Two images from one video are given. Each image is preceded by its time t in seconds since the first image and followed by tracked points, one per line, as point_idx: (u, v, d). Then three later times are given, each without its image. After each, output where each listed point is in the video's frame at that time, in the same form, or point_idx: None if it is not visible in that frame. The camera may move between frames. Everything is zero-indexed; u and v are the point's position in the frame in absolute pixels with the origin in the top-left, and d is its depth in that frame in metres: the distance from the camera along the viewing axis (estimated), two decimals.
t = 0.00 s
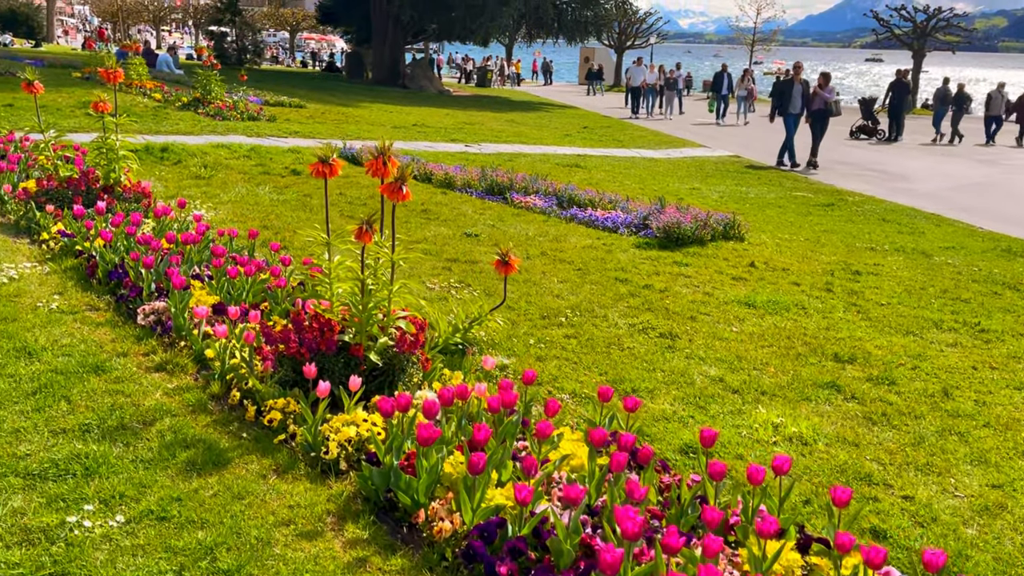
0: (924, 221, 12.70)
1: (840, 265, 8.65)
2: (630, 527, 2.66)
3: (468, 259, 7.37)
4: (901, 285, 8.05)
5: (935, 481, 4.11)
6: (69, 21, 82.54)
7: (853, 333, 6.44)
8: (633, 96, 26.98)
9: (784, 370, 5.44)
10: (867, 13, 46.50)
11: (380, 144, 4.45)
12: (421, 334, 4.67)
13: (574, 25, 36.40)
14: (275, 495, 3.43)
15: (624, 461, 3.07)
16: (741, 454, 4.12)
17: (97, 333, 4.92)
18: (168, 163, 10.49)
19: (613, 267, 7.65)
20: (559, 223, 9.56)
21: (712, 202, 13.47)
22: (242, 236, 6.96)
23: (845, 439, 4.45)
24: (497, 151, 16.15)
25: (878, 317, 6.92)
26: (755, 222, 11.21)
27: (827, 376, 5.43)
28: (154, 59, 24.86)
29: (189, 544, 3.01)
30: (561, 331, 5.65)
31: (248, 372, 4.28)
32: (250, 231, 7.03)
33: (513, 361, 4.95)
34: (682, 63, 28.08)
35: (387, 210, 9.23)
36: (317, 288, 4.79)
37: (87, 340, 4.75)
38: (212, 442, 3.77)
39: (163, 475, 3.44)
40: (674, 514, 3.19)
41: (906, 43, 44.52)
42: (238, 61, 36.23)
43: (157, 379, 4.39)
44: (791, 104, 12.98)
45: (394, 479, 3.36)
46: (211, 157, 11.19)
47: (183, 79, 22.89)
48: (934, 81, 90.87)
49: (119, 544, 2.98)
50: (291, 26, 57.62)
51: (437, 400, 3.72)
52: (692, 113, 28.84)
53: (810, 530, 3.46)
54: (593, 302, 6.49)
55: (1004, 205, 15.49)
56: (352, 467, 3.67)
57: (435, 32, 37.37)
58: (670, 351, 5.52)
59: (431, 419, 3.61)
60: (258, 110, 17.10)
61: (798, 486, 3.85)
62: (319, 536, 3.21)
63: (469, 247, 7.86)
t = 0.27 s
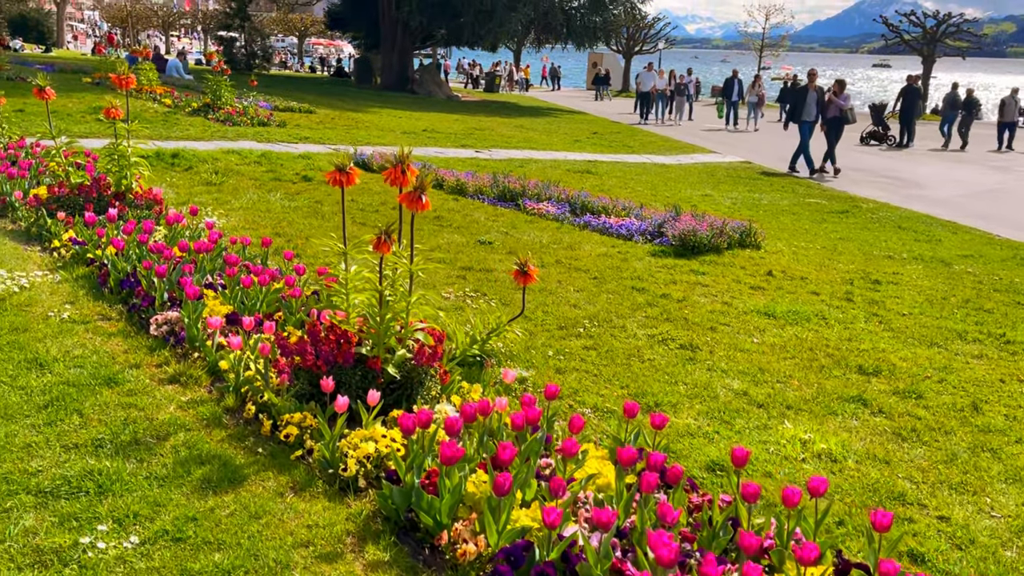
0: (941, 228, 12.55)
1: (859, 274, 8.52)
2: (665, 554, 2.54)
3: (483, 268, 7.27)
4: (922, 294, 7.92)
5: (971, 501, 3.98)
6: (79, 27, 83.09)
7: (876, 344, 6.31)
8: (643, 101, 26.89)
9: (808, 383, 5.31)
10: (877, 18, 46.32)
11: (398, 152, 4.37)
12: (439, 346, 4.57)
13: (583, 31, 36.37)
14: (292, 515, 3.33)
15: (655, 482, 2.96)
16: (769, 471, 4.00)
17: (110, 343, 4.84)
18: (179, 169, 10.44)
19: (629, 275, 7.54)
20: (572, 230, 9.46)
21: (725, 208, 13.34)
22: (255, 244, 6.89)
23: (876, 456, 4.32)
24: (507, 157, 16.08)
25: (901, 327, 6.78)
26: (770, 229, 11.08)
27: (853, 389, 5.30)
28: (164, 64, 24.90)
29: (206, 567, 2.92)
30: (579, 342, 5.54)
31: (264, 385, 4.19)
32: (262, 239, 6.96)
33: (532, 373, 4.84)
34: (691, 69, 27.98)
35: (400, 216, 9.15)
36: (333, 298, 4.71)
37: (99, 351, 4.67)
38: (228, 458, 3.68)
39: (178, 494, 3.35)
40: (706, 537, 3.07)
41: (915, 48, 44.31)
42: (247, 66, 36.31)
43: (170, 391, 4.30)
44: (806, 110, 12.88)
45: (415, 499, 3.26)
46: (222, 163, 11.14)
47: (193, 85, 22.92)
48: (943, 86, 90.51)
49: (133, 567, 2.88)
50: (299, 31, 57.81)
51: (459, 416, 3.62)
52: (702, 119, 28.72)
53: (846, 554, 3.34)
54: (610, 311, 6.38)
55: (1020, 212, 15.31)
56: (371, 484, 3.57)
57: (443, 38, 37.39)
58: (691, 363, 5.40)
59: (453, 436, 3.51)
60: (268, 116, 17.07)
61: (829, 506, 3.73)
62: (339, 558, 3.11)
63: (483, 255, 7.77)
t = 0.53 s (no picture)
0: (960, 237, 12.38)
1: (881, 285, 8.37)
2: None
3: (500, 279, 7.16)
4: (947, 306, 7.76)
5: (1014, 526, 3.83)
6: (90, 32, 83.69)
7: (904, 358, 6.17)
8: (654, 108, 26.78)
9: (838, 400, 5.17)
10: (888, 24, 46.08)
11: (420, 164, 4.28)
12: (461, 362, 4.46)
13: (594, 37, 36.32)
14: (315, 540, 3.23)
15: (692, 510, 2.83)
16: (803, 494, 3.87)
17: (125, 357, 4.75)
18: (191, 176, 10.39)
19: (648, 287, 7.42)
20: (588, 239, 9.35)
21: (740, 216, 13.21)
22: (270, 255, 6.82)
23: (912, 478, 4.18)
24: (519, 164, 15.99)
25: (928, 341, 6.63)
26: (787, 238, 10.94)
27: (884, 407, 5.15)
28: (175, 70, 24.95)
29: None
30: (601, 357, 5.42)
31: (283, 402, 4.09)
32: (277, 250, 6.89)
33: (555, 390, 4.71)
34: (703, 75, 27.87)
35: (414, 225, 9.05)
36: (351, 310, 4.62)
37: (115, 366, 4.58)
38: (247, 479, 3.58)
39: (197, 518, 3.25)
40: (745, 566, 2.93)
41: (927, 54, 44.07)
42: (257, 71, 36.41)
43: (187, 408, 4.21)
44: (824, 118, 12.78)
45: (442, 525, 3.14)
46: (234, 170, 11.08)
47: (205, 90, 22.96)
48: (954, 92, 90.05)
49: None
50: (309, 36, 58.02)
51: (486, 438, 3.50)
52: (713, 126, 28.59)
53: None
54: (631, 324, 6.25)
55: None
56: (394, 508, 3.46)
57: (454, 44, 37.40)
58: (717, 379, 5.27)
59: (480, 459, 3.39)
60: (279, 122, 17.05)
61: (868, 533, 3.59)
62: None
63: (499, 266, 7.66)
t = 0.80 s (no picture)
0: (975, 245, 12.25)
1: (900, 295, 8.25)
2: None
3: (514, 289, 7.07)
4: (968, 317, 7.63)
5: None
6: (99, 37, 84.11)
7: (927, 371, 6.04)
8: (663, 113, 26.69)
9: (862, 414, 5.06)
10: (897, 29, 45.91)
11: (439, 174, 4.21)
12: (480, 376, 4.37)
13: (602, 42, 36.27)
14: (334, 562, 3.14)
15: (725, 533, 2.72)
16: (832, 515, 3.76)
17: (137, 369, 4.68)
18: (202, 183, 10.33)
19: (664, 296, 7.32)
20: (601, 247, 9.25)
21: (752, 223, 13.09)
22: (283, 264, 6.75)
23: (943, 497, 4.07)
24: (528, 170, 15.93)
25: (951, 353, 6.50)
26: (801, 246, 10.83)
27: (911, 422, 5.03)
28: (184, 75, 24.99)
29: None
30: (619, 370, 5.31)
31: (298, 417, 4.01)
32: (290, 259, 6.82)
33: (575, 404, 4.61)
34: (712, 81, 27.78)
35: (425, 233, 8.98)
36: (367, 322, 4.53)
37: (127, 378, 4.51)
38: (263, 498, 3.49)
39: (213, 539, 3.16)
40: None
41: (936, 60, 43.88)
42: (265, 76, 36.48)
43: (201, 423, 4.12)
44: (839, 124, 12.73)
45: (465, 548, 3.05)
46: (245, 176, 11.02)
47: (213, 96, 22.97)
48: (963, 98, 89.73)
49: None
50: (317, 41, 58.16)
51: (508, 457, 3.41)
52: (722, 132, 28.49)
53: None
54: (648, 335, 6.15)
55: None
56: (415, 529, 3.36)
57: (461, 49, 37.40)
58: (738, 392, 5.16)
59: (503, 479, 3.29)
60: (289, 128, 17.03)
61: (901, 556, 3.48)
62: None
63: (512, 275, 7.57)
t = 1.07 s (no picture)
0: (991, 253, 12.10)
1: (919, 304, 8.12)
2: None
3: (528, 298, 6.98)
4: (989, 327, 7.51)
5: None
6: (107, 43, 84.53)
7: (951, 384, 5.92)
8: (672, 119, 26.60)
9: (888, 428, 4.94)
10: (904, 35, 45.77)
11: (457, 184, 4.13)
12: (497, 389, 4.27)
13: (609, 48, 36.23)
14: None
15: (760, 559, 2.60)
16: (863, 537, 3.65)
17: (149, 381, 4.60)
18: (212, 189, 10.28)
19: (680, 306, 7.22)
20: (614, 255, 9.15)
21: (764, 230, 12.98)
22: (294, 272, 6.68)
23: (976, 516, 3.96)
24: (538, 176, 15.86)
25: (974, 365, 6.38)
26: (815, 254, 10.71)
27: (938, 437, 4.92)
28: (193, 80, 25.01)
29: None
30: (638, 382, 5.21)
31: (313, 432, 3.92)
32: (302, 267, 6.75)
33: (595, 419, 4.51)
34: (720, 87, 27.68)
35: (437, 240, 8.90)
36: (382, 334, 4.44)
37: (139, 391, 4.43)
38: (279, 517, 3.40)
39: (228, 560, 3.07)
40: None
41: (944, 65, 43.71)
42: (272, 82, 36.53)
43: (214, 437, 4.04)
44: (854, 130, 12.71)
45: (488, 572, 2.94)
46: (254, 183, 10.97)
47: (222, 101, 22.99)
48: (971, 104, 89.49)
49: None
50: (324, 47, 58.30)
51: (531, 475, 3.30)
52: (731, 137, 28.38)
53: None
54: (665, 346, 6.05)
55: None
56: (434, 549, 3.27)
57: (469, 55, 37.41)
58: (760, 406, 5.05)
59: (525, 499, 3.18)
60: (298, 134, 17.00)
61: None
62: None
63: (526, 283, 7.48)
